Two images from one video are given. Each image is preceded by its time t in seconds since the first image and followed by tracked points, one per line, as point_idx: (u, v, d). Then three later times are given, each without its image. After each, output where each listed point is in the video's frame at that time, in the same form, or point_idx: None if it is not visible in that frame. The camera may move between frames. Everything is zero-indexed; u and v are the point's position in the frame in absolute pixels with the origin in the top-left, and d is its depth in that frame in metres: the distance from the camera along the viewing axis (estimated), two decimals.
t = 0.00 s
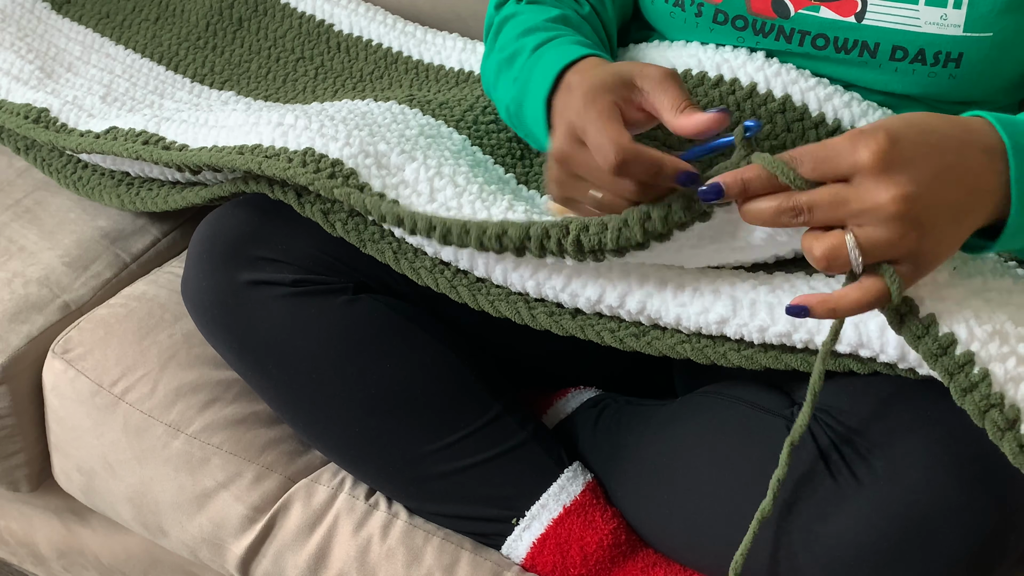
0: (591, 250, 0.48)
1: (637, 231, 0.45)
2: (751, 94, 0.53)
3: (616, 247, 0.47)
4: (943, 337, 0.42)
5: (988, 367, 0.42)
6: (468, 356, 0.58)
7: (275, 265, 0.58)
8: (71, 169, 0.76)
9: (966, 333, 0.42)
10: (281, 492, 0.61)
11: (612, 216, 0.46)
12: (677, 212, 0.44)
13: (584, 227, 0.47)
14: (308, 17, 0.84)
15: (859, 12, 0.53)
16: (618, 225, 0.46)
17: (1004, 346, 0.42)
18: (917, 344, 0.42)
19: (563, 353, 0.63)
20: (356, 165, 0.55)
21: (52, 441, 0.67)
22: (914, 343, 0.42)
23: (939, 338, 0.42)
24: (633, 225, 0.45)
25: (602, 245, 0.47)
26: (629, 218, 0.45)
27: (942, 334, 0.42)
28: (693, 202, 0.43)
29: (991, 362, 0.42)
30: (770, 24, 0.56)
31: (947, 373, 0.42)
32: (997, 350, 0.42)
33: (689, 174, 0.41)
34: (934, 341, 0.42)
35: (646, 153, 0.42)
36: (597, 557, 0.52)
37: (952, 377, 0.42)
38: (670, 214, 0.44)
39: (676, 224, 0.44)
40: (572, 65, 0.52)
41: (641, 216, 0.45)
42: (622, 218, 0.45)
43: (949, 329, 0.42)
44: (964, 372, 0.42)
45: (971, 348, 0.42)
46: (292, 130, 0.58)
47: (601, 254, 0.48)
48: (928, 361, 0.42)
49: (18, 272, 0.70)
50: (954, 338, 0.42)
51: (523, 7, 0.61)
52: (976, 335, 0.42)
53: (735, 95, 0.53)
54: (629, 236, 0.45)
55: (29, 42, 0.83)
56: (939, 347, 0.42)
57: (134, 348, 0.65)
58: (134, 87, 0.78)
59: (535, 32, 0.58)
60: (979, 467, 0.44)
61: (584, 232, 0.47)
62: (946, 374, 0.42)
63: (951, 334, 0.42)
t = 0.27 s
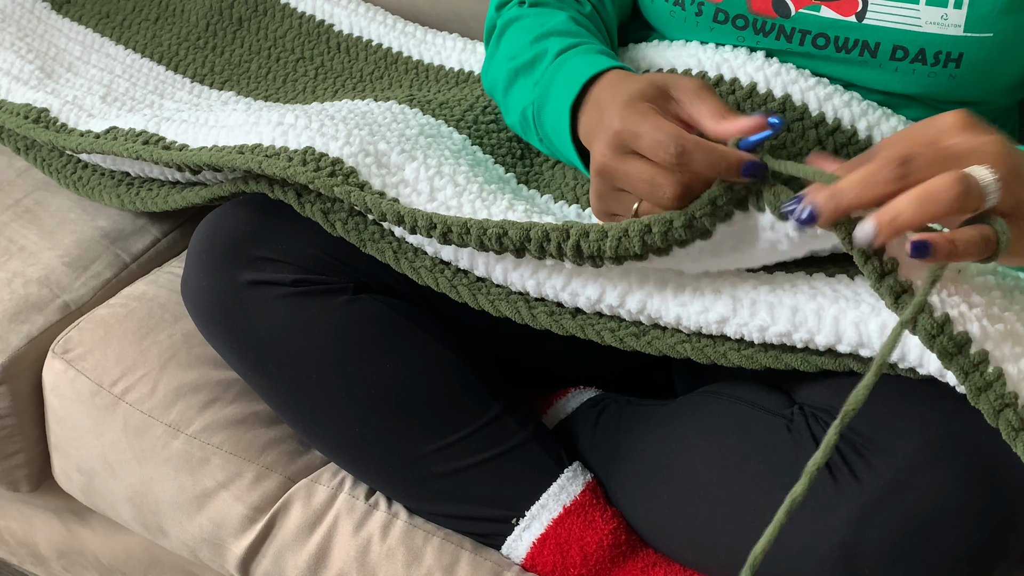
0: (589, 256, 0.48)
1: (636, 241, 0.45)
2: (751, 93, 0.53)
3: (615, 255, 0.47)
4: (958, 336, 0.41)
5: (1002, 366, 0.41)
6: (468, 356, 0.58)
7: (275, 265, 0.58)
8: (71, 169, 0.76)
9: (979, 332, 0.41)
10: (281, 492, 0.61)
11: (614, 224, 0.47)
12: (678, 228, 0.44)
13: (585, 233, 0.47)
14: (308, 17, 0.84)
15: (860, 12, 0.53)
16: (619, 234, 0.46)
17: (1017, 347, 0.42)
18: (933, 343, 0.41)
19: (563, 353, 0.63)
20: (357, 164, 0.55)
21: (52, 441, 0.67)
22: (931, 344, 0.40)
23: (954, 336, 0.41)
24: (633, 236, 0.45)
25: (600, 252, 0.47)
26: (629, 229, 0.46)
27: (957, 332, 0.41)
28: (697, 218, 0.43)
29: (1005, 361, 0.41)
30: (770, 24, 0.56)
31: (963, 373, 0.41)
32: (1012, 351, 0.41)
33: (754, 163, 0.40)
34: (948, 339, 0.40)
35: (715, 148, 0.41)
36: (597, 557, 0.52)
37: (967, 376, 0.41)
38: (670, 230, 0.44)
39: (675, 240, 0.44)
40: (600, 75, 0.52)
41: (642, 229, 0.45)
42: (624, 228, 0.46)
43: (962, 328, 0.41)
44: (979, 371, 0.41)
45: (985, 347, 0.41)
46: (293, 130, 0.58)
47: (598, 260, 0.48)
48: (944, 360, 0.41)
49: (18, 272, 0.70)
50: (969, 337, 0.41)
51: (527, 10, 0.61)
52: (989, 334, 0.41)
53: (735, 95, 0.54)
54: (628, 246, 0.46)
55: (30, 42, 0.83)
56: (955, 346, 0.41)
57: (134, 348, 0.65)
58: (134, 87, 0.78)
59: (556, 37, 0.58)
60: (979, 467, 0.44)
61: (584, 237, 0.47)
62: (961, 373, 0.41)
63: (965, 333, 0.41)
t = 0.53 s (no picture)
0: (598, 257, 0.47)
1: (649, 245, 0.46)
2: (752, 95, 0.53)
3: (625, 258, 0.46)
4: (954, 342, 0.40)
5: (1000, 370, 0.41)
6: (469, 356, 0.58)
7: (276, 264, 0.58)
8: (72, 169, 0.76)
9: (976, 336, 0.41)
10: (281, 492, 0.60)
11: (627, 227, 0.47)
12: (693, 237, 0.45)
13: (597, 233, 0.47)
14: (309, 17, 0.84)
15: (861, 11, 0.53)
16: (632, 236, 0.46)
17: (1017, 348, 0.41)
18: (928, 349, 0.40)
19: (564, 352, 0.63)
20: (359, 163, 0.55)
21: (52, 441, 0.67)
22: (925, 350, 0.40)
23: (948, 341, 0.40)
24: (647, 238, 0.45)
25: (610, 254, 0.47)
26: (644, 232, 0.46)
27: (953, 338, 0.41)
28: (713, 232, 0.45)
29: (1003, 364, 0.41)
30: (771, 25, 0.56)
31: (957, 377, 0.41)
32: (1010, 352, 0.41)
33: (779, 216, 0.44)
34: (942, 345, 0.40)
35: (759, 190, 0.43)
36: (597, 557, 0.52)
37: (962, 380, 0.41)
38: (687, 237, 0.45)
39: (687, 251, 0.45)
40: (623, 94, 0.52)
41: (658, 234, 0.45)
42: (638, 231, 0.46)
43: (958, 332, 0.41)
44: (975, 376, 0.41)
45: (981, 352, 0.41)
46: (294, 128, 0.58)
47: (603, 263, 0.47)
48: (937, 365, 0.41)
49: (18, 272, 0.70)
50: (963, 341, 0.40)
51: (523, 14, 0.61)
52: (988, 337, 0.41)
53: (736, 96, 0.54)
54: (641, 248, 0.46)
55: (30, 42, 0.83)
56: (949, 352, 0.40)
57: (134, 348, 0.65)
58: (134, 87, 0.78)
59: (563, 45, 0.58)
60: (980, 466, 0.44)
61: (596, 237, 0.47)
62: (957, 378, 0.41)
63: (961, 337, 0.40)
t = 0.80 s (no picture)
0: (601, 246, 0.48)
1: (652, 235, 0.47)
2: (748, 100, 0.55)
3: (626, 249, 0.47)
4: (924, 352, 0.41)
5: (974, 377, 0.41)
6: (470, 354, 0.58)
7: (280, 259, 0.58)
8: (72, 169, 0.76)
9: (949, 344, 0.41)
10: (282, 490, 0.60)
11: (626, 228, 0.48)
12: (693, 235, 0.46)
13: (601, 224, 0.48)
14: (308, 17, 0.84)
15: (841, 29, 0.53)
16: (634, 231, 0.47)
17: (995, 353, 0.41)
18: (899, 360, 0.42)
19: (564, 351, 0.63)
20: (358, 164, 0.55)
21: (52, 441, 0.67)
22: (898, 359, 0.42)
23: (919, 353, 0.42)
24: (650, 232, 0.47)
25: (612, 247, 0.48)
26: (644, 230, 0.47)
27: (923, 348, 0.42)
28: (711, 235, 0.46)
29: (979, 372, 0.41)
30: (754, 41, 0.57)
31: (931, 386, 0.42)
32: (985, 359, 0.41)
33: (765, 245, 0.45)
34: (913, 356, 0.42)
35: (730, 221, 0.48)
36: (598, 555, 0.52)
37: (936, 389, 0.42)
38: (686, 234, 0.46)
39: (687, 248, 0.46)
40: (656, 102, 0.52)
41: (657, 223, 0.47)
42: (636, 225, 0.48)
43: (931, 341, 0.41)
44: (948, 385, 0.41)
45: (956, 360, 0.41)
46: (294, 126, 0.58)
47: (605, 261, 0.48)
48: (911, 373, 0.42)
49: (18, 272, 0.70)
50: (936, 351, 0.41)
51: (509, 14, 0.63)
52: (961, 345, 0.41)
53: (731, 102, 0.55)
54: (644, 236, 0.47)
55: (30, 42, 0.83)
56: (919, 362, 0.42)
57: (134, 348, 0.65)
58: (134, 87, 0.78)
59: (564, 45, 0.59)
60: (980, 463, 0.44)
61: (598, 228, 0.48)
62: (930, 388, 0.42)
63: (934, 347, 0.41)
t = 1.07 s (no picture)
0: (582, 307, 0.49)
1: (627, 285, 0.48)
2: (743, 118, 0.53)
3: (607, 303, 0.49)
4: (934, 357, 0.41)
5: (983, 384, 0.41)
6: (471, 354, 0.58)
7: (279, 261, 0.58)
8: (72, 169, 0.76)
9: (958, 350, 0.41)
10: (282, 491, 0.61)
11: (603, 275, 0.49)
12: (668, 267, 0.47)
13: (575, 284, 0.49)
14: (307, 16, 0.84)
15: (826, 64, 0.53)
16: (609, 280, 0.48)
17: (1002, 359, 0.41)
18: (909, 365, 0.42)
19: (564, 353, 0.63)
20: (352, 167, 0.55)
21: (52, 441, 0.67)
22: (905, 365, 0.42)
23: (929, 358, 0.41)
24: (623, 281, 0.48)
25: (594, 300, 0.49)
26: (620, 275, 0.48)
27: (933, 353, 0.41)
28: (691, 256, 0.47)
29: (987, 378, 0.41)
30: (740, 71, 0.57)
31: (941, 393, 0.42)
32: (992, 365, 0.41)
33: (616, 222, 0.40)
34: (924, 362, 0.41)
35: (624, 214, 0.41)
36: (597, 556, 0.53)
37: (946, 396, 0.42)
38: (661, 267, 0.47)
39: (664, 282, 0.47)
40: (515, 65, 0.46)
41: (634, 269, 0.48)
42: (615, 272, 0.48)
43: (940, 347, 0.41)
44: (958, 391, 0.41)
45: (965, 366, 0.41)
46: (289, 129, 0.58)
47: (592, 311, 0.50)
48: (921, 380, 0.42)
49: (18, 272, 0.70)
50: (945, 357, 0.41)
51: None
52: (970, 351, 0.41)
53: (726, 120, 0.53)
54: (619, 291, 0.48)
55: (29, 42, 0.83)
56: (930, 367, 0.41)
57: (134, 348, 0.65)
58: (133, 87, 0.78)
59: None
60: (978, 465, 0.44)
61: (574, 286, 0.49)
62: (939, 393, 0.42)
63: (943, 353, 0.41)
